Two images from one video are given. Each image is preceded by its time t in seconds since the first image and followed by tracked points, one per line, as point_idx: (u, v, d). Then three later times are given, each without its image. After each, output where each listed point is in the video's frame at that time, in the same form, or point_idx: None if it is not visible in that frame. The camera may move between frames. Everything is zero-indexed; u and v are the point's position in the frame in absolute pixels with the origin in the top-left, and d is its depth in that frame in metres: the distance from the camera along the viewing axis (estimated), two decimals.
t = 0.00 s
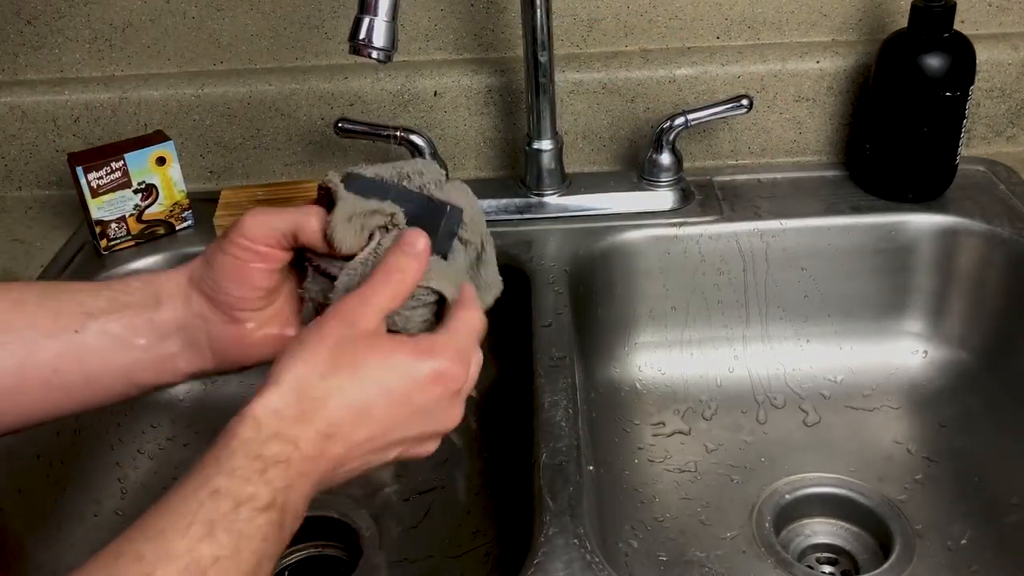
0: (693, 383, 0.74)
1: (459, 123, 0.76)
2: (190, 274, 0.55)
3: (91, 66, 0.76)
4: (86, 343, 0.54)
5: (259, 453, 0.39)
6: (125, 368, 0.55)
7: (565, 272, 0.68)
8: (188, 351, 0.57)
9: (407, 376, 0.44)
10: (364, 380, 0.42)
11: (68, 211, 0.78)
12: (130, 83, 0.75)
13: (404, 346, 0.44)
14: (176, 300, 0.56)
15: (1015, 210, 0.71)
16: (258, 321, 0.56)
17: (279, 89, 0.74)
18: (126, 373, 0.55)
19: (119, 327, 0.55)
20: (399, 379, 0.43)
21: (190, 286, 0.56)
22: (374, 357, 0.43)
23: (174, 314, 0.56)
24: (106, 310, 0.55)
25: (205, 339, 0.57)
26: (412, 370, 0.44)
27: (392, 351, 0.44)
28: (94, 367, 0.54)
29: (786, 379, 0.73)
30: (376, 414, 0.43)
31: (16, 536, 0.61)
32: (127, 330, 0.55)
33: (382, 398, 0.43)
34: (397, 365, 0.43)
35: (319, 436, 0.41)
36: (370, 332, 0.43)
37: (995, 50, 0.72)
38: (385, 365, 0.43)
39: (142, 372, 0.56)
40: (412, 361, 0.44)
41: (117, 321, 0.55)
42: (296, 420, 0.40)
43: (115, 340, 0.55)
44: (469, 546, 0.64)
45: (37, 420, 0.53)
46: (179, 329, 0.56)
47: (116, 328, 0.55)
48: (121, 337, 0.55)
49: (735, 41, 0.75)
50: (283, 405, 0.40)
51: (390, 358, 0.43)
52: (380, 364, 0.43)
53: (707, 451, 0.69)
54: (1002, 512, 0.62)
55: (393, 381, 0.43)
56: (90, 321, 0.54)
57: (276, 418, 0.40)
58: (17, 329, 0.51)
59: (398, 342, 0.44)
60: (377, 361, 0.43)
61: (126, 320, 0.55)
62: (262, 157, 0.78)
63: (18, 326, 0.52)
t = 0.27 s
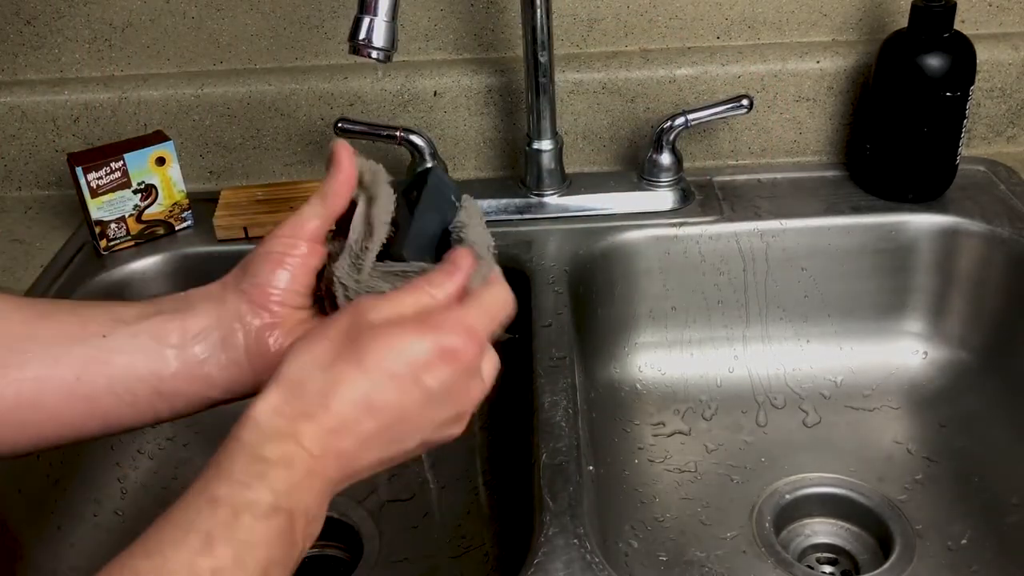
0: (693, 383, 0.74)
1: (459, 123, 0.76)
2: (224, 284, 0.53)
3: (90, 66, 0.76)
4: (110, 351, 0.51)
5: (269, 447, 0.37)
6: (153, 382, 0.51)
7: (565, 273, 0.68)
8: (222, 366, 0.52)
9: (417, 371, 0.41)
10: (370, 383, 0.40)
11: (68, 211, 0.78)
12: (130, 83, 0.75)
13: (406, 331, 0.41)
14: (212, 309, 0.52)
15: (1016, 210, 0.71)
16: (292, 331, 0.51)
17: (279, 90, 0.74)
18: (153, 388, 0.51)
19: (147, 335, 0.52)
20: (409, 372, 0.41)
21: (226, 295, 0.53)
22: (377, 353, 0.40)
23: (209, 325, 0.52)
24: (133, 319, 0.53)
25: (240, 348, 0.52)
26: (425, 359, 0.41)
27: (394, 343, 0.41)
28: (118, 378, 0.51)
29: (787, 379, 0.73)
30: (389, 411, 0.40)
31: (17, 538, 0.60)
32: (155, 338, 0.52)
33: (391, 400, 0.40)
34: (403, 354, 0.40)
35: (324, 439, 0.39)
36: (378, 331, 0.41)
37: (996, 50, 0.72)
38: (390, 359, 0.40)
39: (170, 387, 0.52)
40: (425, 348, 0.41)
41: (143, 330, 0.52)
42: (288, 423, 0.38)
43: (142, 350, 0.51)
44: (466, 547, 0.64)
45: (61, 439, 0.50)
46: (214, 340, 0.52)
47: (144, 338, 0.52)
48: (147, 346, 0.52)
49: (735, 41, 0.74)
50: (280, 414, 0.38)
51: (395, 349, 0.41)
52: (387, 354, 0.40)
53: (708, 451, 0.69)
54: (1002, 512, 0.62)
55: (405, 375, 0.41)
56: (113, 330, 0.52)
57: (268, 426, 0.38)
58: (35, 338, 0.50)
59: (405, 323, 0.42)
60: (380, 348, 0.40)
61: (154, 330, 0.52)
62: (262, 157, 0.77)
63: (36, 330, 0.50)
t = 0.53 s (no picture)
0: (693, 383, 0.74)
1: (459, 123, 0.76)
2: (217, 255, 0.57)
3: (91, 66, 0.76)
4: (105, 322, 0.54)
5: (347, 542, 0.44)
6: (150, 350, 0.54)
7: (565, 272, 0.68)
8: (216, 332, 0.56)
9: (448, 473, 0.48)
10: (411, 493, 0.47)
11: (68, 211, 0.78)
12: (130, 83, 0.75)
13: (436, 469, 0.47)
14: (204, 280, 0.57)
15: (1016, 210, 0.71)
16: (287, 297, 0.56)
17: (279, 89, 0.74)
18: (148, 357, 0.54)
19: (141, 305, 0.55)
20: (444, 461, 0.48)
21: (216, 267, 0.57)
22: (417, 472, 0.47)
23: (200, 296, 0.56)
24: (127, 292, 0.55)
25: (233, 317, 0.56)
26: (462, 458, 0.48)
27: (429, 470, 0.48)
28: (115, 348, 0.54)
29: (787, 379, 0.73)
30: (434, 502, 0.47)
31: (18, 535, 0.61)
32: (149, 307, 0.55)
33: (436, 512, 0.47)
34: (431, 471, 0.47)
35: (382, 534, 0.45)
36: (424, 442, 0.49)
37: (996, 50, 0.72)
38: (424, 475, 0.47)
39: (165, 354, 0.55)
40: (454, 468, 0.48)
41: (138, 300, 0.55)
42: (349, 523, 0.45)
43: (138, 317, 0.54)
44: (463, 549, 0.64)
45: (59, 411, 0.53)
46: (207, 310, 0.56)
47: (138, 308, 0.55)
48: (141, 315, 0.55)
49: (735, 41, 0.74)
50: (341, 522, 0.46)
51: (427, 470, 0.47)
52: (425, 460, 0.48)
53: (708, 451, 0.69)
54: (1002, 512, 0.62)
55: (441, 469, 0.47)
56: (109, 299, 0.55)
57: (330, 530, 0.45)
58: (31, 312, 0.53)
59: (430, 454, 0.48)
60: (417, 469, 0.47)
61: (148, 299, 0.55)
62: (262, 157, 0.77)
63: (30, 310, 0.53)
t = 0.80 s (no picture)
0: (693, 383, 0.73)
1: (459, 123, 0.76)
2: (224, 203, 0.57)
3: (91, 66, 0.76)
4: (112, 285, 0.55)
5: None
6: (157, 306, 0.57)
7: (564, 273, 0.68)
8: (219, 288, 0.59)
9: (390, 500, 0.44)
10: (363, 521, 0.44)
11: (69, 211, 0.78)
12: (130, 83, 0.75)
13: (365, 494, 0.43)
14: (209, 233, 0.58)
15: (1016, 210, 0.71)
16: (292, 258, 0.58)
17: (279, 89, 0.74)
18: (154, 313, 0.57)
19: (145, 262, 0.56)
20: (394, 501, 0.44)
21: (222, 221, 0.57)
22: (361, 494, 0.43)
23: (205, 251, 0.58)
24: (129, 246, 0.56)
25: (238, 278, 0.59)
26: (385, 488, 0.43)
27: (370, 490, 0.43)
28: (122, 310, 0.56)
29: (787, 379, 0.73)
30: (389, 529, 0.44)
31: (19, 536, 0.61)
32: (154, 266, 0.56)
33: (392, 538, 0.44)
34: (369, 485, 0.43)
35: None
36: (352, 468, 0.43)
37: (995, 50, 0.72)
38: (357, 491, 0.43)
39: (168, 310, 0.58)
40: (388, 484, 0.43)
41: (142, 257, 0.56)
42: None
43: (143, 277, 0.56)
44: (462, 549, 0.64)
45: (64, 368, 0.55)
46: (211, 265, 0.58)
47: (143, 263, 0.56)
48: (147, 275, 0.56)
49: (735, 41, 0.74)
50: None
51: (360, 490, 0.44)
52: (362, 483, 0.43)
53: (708, 451, 0.69)
54: (1002, 512, 0.62)
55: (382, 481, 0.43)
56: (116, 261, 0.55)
57: None
58: (34, 279, 0.52)
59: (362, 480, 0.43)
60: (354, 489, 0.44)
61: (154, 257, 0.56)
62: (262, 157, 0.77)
63: (32, 273, 0.52)
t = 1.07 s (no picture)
0: (694, 383, 0.73)
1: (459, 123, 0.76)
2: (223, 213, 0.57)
3: (90, 66, 0.76)
4: (94, 295, 0.55)
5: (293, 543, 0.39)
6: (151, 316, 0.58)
7: (564, 272, 0.68)
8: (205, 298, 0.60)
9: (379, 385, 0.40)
10: (342, 425, 0.41)
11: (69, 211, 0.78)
12: (130, 83, 0.75)
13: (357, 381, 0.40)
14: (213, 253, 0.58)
15: (1016, 210, 0.71)
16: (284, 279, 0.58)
17: (279, 89, 0.74)
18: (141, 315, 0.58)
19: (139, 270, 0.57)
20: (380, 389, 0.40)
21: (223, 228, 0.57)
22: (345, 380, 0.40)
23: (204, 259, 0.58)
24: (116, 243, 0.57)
25: (226, 294, 0.59)
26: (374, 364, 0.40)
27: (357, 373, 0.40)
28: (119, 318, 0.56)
29: (787, 379, 0.73)
30: (374, 428, 0.40)
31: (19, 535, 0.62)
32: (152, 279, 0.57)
33: (381, 444, 0.40)
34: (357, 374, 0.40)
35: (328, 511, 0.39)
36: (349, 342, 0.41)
37: (996, 50, 0.72)
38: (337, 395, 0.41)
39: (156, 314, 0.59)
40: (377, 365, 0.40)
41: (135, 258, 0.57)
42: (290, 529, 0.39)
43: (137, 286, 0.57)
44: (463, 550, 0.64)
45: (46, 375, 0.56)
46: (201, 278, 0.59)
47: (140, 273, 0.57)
48: (134, 289, 0.57)
49: (736, 41, 0.74)
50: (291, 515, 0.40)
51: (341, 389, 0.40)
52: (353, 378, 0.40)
53: (708, 451, 0.69)
54: (1002, 512, 0.62)
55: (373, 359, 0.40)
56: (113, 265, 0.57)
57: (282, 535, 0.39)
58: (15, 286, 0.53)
59: (358, 358, 0.40)
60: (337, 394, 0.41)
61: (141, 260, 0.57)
62: (262, 157, 0.77)
63: (14, 281, 0.53)
